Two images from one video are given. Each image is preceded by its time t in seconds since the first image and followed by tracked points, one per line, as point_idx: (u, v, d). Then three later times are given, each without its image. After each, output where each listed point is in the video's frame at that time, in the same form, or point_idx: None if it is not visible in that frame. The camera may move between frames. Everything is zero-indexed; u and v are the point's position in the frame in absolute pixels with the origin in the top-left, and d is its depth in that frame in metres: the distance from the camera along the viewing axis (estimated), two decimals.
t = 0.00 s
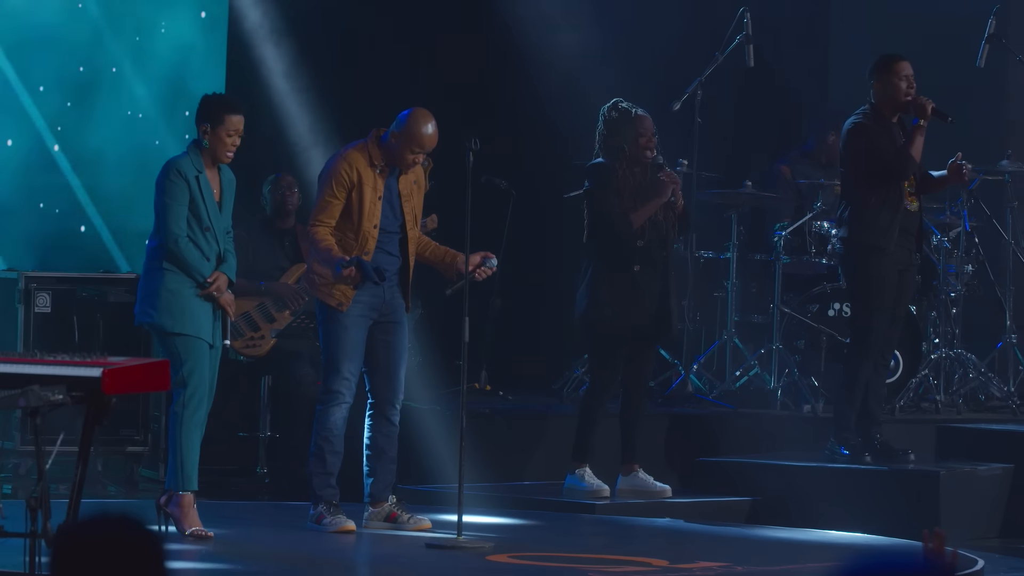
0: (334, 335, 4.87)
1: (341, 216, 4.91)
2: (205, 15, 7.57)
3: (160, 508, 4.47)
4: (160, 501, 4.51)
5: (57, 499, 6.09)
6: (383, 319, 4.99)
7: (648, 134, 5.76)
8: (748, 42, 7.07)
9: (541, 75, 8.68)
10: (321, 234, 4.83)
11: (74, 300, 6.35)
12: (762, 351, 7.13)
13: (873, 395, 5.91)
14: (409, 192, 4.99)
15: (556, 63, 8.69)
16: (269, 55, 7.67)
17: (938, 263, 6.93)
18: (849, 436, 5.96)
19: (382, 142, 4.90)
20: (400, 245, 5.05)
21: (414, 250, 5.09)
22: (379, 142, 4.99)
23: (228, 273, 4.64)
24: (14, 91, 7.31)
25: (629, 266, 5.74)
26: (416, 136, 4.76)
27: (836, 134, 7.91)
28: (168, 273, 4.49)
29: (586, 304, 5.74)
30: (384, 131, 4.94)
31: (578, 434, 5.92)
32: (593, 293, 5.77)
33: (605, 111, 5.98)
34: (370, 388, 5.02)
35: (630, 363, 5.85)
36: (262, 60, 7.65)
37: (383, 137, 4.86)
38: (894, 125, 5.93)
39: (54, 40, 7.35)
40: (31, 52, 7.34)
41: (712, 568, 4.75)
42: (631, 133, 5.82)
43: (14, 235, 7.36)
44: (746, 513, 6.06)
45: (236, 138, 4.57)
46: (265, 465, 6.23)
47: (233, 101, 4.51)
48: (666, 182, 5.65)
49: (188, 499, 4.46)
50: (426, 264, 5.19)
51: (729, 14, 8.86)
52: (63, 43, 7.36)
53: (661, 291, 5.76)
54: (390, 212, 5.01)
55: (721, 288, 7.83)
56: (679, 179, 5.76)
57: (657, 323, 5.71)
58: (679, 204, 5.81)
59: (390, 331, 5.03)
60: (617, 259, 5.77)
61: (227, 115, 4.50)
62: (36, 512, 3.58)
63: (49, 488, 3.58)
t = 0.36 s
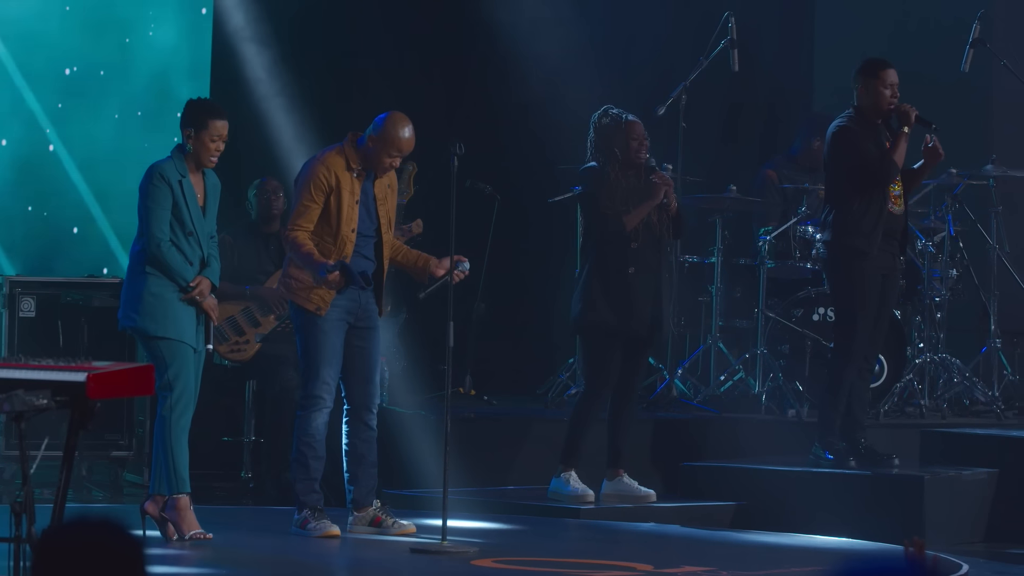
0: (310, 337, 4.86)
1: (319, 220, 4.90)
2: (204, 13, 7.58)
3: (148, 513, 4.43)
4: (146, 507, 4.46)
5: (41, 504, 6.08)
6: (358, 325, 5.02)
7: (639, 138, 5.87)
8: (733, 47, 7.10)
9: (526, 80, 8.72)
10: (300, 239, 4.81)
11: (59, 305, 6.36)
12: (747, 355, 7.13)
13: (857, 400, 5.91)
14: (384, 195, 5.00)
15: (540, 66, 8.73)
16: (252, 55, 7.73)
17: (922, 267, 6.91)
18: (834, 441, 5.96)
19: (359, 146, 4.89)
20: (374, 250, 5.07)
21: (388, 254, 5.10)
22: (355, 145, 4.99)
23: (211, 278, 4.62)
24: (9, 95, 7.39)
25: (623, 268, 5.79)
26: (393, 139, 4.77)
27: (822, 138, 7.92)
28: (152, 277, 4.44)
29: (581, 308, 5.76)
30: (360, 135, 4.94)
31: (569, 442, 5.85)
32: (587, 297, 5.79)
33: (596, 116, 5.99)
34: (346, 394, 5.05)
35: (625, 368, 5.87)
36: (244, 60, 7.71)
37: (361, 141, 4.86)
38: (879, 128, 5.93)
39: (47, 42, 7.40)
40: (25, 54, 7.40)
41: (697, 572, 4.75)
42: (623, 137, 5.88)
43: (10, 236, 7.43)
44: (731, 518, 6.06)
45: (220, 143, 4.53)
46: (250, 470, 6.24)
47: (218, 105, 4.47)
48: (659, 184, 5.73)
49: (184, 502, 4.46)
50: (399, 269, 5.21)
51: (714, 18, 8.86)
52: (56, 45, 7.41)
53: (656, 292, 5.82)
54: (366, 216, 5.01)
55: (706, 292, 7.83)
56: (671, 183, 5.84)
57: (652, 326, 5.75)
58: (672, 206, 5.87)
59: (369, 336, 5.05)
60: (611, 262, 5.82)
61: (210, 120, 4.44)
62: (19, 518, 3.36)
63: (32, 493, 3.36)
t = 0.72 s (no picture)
0: (286, 342, 4.87)
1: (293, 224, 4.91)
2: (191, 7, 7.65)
3: (130, 517, 4.41)
4: (127, 511, 4.46)
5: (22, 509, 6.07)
6: (331, 327, 5.03)
7: (627, 144, 5.79)
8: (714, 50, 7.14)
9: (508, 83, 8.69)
10: (275, 243, 4.81)
11: (39, 308, 6.35)
12: (728, 359, 7.15)
13: (838, 404, 5.90)
14: (356, 199, 5.03)
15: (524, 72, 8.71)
16: (230, 55, 7.78)
17: (905, 271, 6.97)
18: (815, 445, 5.96)
19: (332, 150, 4.91)
20: (347, 254, 5.09)
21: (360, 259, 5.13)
22: (328, 149, 5.00)
23: (196, 282, 4.64)
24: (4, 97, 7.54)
25: (608, 272, 5.73)
26: (368, 144, 4.79)
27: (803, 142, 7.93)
28: (136, 282, 4.47)
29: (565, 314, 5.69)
30: (333, 139, 4.95)
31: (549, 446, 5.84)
32: (571, 302, 5.74)
33: (587, 118, 5.93)
34: (320, 399, 5.06)
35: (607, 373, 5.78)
36: (224, 63, 7.76)
37: (334, 145, 4.87)
38: (860, 133, 5.94)
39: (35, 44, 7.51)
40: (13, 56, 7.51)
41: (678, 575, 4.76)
42: (611, 141, 5.81)
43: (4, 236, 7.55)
44: (712, 521, 6.06)
45: (203, 149, 4.55)
46: (231, 474, 6.24)
47: (202, 111, 4.49)
48: (644, 190, 5.64)
49: (167, 509, 4.41)
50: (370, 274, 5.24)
51: (695, 22, 8.89)
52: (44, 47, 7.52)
53: (641, 296, 5.74)
54: (340, 221, 5.04)
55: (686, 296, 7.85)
56: (657, 187, 5.73)
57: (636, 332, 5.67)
58: (658, 212, 5.77)
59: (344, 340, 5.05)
60: (594, 266, 5.76)
61: (194, 126, 4.47)
62: None
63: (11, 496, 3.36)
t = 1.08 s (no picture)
0: (257, 347, 4.80)
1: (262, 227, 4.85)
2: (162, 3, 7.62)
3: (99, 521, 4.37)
4: (97, 514, 4.40)
5: None
6: (304, 331, 4.97)
7: (601, 147, 5.70)
8: (684, 54, 7.23)
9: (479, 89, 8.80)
10: (244, 247, 4.74)
11: (10, 312, 6.39)
12: (698, 362, 7.18)
13: (808, 407, 5.89)
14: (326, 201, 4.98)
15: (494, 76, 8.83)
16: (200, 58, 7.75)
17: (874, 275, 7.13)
18: (785, 448, 5.97)
19: (301, 152, 4.85)
20: (317, 256, 5.04)
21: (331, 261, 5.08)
22: (297, 151, 4.94)
23: (176, 287, 4.62)
24: None
25: (579, 277, 5.64)
26: (337, 145, 4.74)
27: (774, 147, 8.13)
28: (117, 287, 4.44)
29: (535, 317, 5.62)
30: (302, 141, 4.89)
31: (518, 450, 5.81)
32: (542, 304, 5.66)
33: (560, 121, 5.82)
34: (291, 402, 5.00)
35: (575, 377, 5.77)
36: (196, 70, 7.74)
37: (303, 147, 4.82)
38: (830, 136, 5.95)
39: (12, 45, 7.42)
40: None
41: None
42: (584, 144, 5.71)
43: None
44: (684, 525, 6.05)
45: (179, 153, 4.53)
46: (201, 477, 6.25)
47: (179, 116, 4.48)
48: (617, 195, 5.58)
49: (139, 514, 4.35)
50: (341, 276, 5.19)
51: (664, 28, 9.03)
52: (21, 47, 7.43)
53: (613, 301, 5.68)
54: (310, 223, 4.98)
55: (657, 300, 7.89)
56: (630, 191, 5.69)
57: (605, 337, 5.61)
58: (630, 216, 5.75)
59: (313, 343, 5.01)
60: (563, 272, 5.66)
61: (171, 130, 4.46)
62: None
63: None
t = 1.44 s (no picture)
0: (238, 351, 4.78)
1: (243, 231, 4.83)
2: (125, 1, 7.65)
3: (76, 526, 4.40)
4: (75, 519, 4.43)
5: None
6: (285, 336, 4.94)
7: (574, 153, 5.72)
8: (659, 58, 7.26)
9: (455, 91, 8.84)
10: (225, 251, 4.73)
11: None
12: (671, 366, 7.22)
13: (782, 411, 5.88)
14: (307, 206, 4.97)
15: (472, 81, 8.87)
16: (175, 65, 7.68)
17: (849, 279, 7.29)
18: (758, 452, 5.97)
19: (282, 157, 4.84)
20: (300, 260, 5.03)
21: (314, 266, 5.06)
22: (279, 156, 4.93)
23: (159, 294, 4.60)
24: None
25: (550, 283, 5.68)
26: (318, 151, 4.73)
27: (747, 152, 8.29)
28: (99, 294, 4.42)
29: (505, 321, 5.65)
30: (284, 146, 4.88)
31: (491, 455, 5.82)
32: (513, 310, 5.68)
33: (534, 125, 5.81)
34: (271, 404, 4.96)
35: (548, 381, 5.79)
36: (169, 74, 7.67)
37: (284, 152, 4.81)
38: (805, 139, 5.94)
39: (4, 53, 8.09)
40: None
41: None
42: (557, 149, 5.73)
43: None
44: (656, 530, 6.07)
45: (163, 159, 4.54)
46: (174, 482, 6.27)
47: (164, 123, 4.47)
48: (589, 201, 5.62)
49: (113, 521, 4.36)
50: (324, 281, 5.17)
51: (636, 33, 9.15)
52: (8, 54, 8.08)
53: (583, 307, 5.73)
54: (291, 228, 4.98)
55: (630, 304, 7.97)
56: (603, 199, 5.73)
57: (577, 341, 5.67)
58: (602, 223, 5.79)
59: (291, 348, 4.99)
60: (539, 277, 5.70)
61: (156, 137, 4.44)
62: None
63: None
